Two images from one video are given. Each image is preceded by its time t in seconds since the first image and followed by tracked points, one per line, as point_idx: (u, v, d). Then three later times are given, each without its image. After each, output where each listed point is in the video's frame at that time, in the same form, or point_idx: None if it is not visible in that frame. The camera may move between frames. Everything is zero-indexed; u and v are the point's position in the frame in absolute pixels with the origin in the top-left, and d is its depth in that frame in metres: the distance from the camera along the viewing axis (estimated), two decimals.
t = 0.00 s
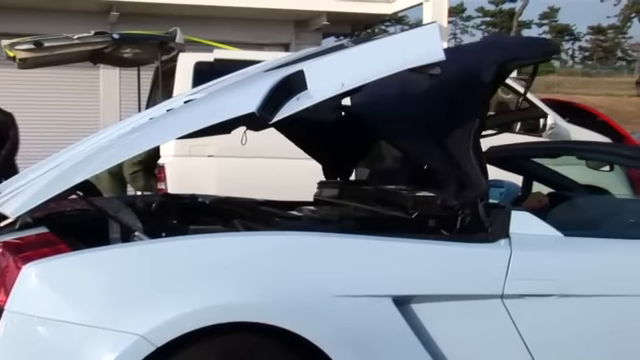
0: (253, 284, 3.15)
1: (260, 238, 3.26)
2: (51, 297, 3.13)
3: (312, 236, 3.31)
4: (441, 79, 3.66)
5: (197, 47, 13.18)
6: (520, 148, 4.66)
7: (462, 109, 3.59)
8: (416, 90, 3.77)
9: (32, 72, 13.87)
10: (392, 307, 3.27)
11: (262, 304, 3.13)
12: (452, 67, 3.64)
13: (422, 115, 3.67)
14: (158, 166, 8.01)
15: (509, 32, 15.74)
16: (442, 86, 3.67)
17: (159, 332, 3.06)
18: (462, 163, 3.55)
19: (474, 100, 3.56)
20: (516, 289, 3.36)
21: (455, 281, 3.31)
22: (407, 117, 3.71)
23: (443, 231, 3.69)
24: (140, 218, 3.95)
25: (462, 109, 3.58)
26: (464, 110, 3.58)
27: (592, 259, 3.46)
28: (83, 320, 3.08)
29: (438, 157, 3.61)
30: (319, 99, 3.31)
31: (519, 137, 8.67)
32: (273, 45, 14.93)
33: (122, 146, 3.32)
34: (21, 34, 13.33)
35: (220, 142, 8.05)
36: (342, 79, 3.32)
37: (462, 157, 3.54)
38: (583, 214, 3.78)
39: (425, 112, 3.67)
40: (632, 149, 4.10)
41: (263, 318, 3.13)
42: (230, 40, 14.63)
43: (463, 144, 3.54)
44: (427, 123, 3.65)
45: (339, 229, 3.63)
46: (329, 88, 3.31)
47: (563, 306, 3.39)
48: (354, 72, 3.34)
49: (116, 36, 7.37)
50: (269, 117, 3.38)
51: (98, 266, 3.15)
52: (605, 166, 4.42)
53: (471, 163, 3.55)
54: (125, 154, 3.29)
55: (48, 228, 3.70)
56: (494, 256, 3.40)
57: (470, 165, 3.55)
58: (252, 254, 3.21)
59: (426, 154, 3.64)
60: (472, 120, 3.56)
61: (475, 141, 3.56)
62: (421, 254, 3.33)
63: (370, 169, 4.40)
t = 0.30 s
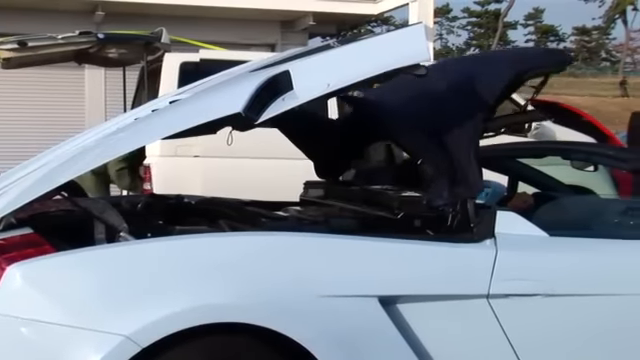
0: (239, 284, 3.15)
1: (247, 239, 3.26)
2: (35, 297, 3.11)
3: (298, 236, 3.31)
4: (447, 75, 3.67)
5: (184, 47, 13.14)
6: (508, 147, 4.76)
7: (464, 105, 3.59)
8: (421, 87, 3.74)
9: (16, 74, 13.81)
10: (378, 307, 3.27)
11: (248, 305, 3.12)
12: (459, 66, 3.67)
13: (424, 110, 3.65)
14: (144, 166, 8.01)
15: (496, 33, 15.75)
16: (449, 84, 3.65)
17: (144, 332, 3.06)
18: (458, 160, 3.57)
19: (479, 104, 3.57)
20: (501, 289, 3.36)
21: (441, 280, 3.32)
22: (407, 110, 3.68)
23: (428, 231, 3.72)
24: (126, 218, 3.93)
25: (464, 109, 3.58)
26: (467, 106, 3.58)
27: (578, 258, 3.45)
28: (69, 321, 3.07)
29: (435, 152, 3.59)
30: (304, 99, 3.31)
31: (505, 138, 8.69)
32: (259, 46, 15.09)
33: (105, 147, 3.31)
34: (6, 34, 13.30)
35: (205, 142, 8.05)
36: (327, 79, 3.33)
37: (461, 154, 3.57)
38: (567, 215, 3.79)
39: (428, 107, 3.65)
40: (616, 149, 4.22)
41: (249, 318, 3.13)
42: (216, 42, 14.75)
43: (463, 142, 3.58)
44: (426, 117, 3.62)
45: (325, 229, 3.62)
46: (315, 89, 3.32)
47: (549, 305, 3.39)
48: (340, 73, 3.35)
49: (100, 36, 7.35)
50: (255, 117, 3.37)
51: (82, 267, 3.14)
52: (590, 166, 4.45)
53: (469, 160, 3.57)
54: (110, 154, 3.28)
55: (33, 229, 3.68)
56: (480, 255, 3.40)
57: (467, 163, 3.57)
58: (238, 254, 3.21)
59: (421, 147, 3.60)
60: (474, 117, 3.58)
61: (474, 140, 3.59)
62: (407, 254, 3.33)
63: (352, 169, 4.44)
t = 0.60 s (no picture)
0: (226, 285, 3.14)
1: (234, 239, 3.26)
2: (20, 298, 3.10)
3: (283, 237, 3.31)
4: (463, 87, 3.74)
5: (171, 47, 13.14)
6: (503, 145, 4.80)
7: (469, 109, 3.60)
8: (436, 95, 3.85)
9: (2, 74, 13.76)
10: (365, 307, 3.27)
11: (234, 305, 3.12)
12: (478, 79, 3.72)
13: (432, 115, 3.75)
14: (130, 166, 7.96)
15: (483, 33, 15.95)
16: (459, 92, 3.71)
17: (130, 333, 3.05)
18: (457, 160, 3.57)
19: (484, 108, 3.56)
20: (487, 289, 3.36)
21: (427, 280, 3.32)
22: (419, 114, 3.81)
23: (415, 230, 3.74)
24: (111, 219, 3.91)
25: (470, 112, 3.59)
26: (469, 109, 3.59)
27: (563, 258, 3.46)
28: (54, 322, 3.06)
29: (435, 150, 3.66)
30: (290, 99, 3.31)
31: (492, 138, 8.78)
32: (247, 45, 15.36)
33: (89, 148, 3.30)
34: None
35: (192, 142, 8.03)
36: (312, 80, 3.34)
37: (460, 154, 3.56)
38: (553, 214, 3.80)
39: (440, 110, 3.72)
40: (601, 150, 4.35)
41: (235, 318, 3.12)
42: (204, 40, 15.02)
43: (463, 144, 3.57)
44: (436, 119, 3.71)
45: (312, 229, 3.63)
46: (301, 90, 3.32)
47: (536, 305, 3.40)
48: (327, 73, 3.35)
49: (87, 36, 7.31)
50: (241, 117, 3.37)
51: (67, 268, 3.13)
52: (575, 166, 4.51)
53: (467, 161, 3.56)
54: (94, 154, 3.27)
55: (17, 229, 3.67)
56: (466, 254, 3.40)
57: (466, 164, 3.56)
58: (224, 254, 3.20)
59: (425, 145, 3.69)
60: (474, 121, 3.57)
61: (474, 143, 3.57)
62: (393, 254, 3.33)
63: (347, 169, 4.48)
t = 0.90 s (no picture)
0: (213, 285, 3.13)
1: (221, 239, 3.25)
2: (5, 299, 3.09)
3: (269, 236, 3.31)
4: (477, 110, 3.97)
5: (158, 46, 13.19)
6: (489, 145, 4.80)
7: (485, 121, 3.79)
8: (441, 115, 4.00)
9: None
10: (351, 306, 3.27)
11: (221, 305, 3.11)
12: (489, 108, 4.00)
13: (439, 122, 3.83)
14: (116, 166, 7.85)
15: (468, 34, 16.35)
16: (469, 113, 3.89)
17: (116, 333, 3.03)
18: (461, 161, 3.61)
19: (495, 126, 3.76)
20: (473, 288, 3.37)
21: (413, 279, 3.32)
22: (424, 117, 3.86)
23: (402, 230, 3.77)
24: (97, 218, 3.90)
25: (480, 127, 3.76)
26: (480, 125, 3.77)
27: (548, 256, 3.48)
28: (39, 322, 3.04)
29: (438, 148, 3.65)
30: (276, 98, 3.30)
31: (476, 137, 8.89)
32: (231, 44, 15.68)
33: (73, 148, 3.28)
34: None
35: (178, 142, 8.03)
36: (298, 79, 3.33)
37: (465, 156, 3.62)
38: (538, 213, 3.81)
39: (449, 120, 3.84)
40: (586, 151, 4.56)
41: (222, 318, 3.12)
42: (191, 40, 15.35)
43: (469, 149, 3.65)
44: (441, 122, 3.80)
45: (299, 228, 3.63)
46: (287, 88, 3.31)
47: (521, 304, 3.41)
48: (313, 72, 3.34)
49: (72, 34, 7.26)
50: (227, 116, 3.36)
51: (52, 268, 3.12)
52: (560, 165, 4.56)
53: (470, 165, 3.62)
54: (79, 154, 3.25)
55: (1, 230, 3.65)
56: (452, 253, 3.41)
57: (464, 170, 3.60)
58: (212, 254, 3.19)
59: (422, 137, 3.68)
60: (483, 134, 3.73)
61: (475, 149, 3.65)
62: (380, 253, 3.33)
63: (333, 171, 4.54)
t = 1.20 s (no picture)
0: (197, 284, 3.13)
1: (206, 238, 3.25)
2: None
3: (253, 235, 3.30)
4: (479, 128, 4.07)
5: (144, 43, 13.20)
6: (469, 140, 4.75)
7: (484, 132, 3.89)
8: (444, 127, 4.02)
9: None
10: (336, 305, 3.26)
11: (205, 304, 3.11)
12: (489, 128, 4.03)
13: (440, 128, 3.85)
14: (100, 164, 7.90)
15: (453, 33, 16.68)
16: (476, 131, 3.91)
17: (99, 333, 3.02)
18: (452, 165, 3.65)
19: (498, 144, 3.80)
20: (457, 285, 3.38)
21: (397, 277, 3.33)
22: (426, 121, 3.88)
23: (385, 228, 3.86)
24: (80, 217, 3.87)
25: (482, 140, 3.80)
26: (483, 138, 3.81)
27: (532, 254, 3.50)
28: (23, 322, 3.03)
29: (431, 145, 3.65)
30: (260, 97, 3.29)
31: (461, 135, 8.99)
32: (216, 43, 15.71)
33: (58, 145, 3.27)
34: None
35: (162, 140, 8.01)
36: (283, 78, 3.32)
37: (457, 161, 3.66)
38: (523, 211, 3.83)
39: (449, 129, 3.91)
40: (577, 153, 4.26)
41: (207, 317, 3.11)
42: (174, 37, 15.36)
43: (465, 157, 3.69)
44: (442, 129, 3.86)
45: (284, 227, 3.62)
46: (271, 87, 3.30)
47: (505, 301, 3.42)
48: (299, 72, 3.33)
49: (55, 32, 7.19)
50: (211, 115, 3.35)
51: (36, 267, 3.11)
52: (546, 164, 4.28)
53: (461, 168, 3.66)
54: (64, 152, 3.24)
55: None
56: (437, 251, 3.42)
57: (457, 172, 3.65)
58: (197, 253, 3.19)
59: (423, 136, 3.67)
60: (484, 147, 3.76)
61: (473, 160, 3.70)
62: (365, 252, 3.33)
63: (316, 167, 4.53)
